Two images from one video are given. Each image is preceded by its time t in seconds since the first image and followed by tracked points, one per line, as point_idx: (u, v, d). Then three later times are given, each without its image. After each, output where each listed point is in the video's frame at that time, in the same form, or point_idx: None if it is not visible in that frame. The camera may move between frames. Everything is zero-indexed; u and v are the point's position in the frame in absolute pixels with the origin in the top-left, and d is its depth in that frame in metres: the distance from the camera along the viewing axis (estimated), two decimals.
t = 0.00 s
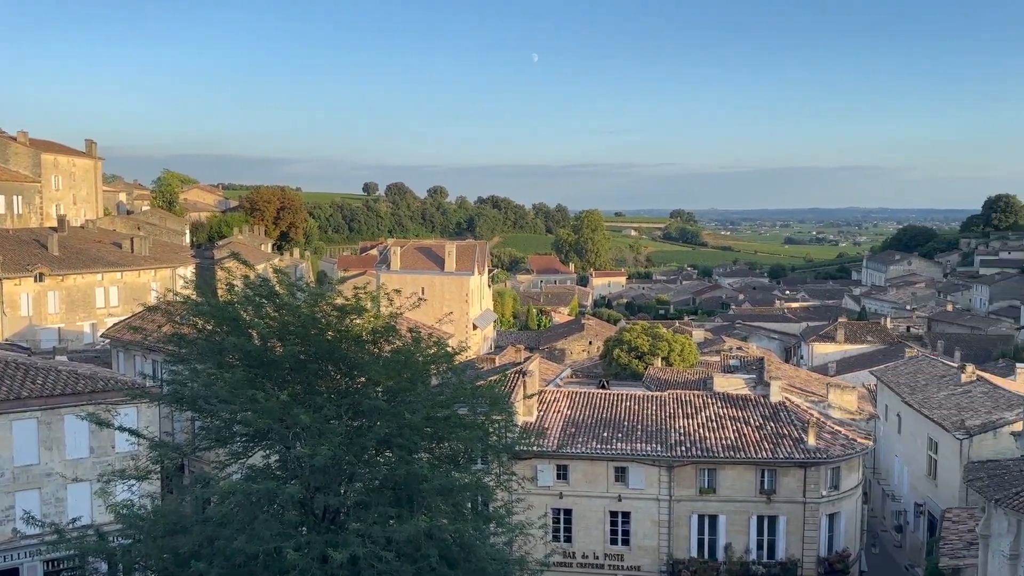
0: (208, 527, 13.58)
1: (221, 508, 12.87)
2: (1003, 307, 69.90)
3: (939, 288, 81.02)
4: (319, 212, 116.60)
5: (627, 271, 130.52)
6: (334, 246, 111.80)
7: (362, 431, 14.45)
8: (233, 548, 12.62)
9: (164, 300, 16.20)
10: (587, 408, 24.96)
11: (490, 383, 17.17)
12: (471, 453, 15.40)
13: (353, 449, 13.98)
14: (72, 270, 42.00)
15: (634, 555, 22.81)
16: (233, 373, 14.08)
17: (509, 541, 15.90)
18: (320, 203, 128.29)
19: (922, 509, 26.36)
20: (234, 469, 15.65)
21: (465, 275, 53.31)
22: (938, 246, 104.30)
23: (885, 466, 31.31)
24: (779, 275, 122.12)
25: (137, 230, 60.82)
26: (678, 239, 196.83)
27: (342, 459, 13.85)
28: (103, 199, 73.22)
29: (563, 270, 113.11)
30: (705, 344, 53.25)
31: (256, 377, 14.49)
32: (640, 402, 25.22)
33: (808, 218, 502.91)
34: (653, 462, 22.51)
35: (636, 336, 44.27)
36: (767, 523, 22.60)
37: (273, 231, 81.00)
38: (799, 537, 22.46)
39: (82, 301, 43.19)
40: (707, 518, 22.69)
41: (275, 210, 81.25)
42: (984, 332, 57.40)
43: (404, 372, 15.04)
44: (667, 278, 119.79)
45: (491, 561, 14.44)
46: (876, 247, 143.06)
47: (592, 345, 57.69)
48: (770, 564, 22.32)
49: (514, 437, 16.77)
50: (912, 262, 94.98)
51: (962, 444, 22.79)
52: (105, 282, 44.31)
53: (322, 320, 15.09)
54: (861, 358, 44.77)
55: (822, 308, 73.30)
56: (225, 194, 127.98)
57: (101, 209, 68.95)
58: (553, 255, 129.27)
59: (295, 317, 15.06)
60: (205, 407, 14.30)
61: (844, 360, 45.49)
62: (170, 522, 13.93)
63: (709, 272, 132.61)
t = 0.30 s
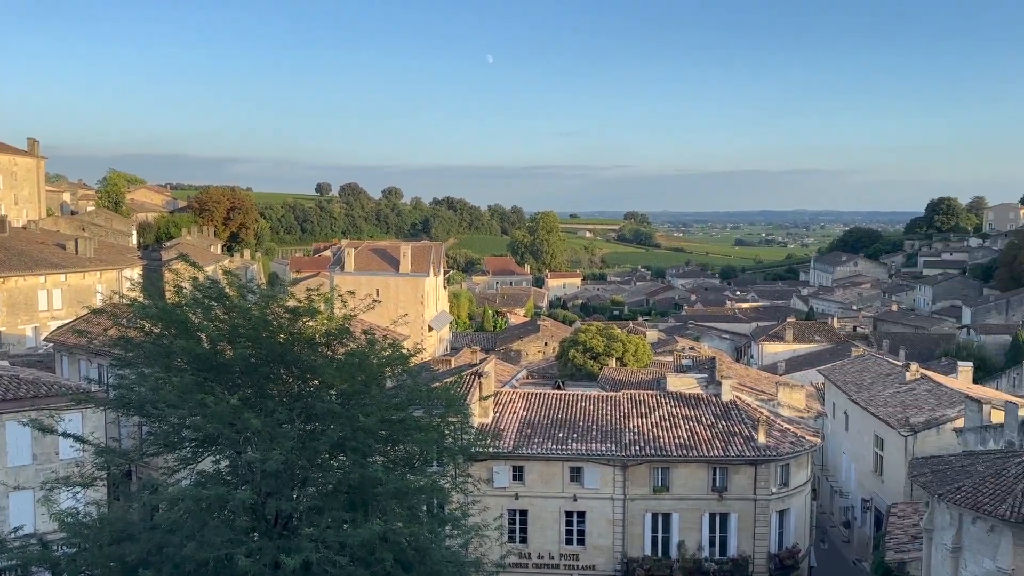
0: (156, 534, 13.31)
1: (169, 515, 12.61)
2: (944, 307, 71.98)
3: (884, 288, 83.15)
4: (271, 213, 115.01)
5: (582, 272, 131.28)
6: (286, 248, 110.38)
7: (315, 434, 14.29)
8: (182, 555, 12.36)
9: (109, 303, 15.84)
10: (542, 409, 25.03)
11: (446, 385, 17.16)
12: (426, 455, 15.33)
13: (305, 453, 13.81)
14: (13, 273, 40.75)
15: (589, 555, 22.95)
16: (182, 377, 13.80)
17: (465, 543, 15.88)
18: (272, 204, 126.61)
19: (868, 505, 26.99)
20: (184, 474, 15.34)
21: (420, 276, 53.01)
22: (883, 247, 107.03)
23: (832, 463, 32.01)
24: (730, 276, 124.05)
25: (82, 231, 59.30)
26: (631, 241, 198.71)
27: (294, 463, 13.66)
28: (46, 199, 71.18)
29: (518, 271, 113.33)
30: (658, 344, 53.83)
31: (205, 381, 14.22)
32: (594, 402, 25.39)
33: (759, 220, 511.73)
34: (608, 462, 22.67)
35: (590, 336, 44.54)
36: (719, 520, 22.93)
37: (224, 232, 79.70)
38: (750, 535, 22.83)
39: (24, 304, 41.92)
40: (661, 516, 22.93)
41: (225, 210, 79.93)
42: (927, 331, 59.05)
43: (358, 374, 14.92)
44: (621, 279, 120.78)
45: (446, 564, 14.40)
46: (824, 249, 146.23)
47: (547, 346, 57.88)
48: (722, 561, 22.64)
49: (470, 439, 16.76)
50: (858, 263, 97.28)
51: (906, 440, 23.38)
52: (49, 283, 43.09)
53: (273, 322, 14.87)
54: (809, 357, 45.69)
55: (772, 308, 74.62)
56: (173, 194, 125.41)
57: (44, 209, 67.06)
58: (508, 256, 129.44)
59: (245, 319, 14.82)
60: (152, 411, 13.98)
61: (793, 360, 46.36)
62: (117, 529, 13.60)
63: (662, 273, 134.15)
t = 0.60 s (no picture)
0: (103, 541, 13.03)
1: (115, 521, 12.32)
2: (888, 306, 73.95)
3: (831, 287, 85.09)
4: (220, 213, 113.14)
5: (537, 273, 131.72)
6: (237, 248, 108.61)
7: (266, 438, 14.10)
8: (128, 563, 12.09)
9: (52, 305, 15.41)
10: (497, 409, 25.05)
11: (400, 386, 17.07)
12: (380, 458, 15.22)
13: (256, 457, 13.62)
14: None
15: (544, 554, 23.04)
16: (128, 381, 13.50)
17: (420, 545, 15.80)
18: (222, 204, 124.61)
19: (817, 499, 27.57)
20: (131, 480, 15.00)
21: (374, 277, 52.62)
22: (829, 247, 109.53)
23: (782, 459, 32.64)
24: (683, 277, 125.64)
25: (24, 231, 57.61)
26: (586, 241, 200.07)
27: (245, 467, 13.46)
28: None
29: (473, 271, 113.23)
30: (612, 344, 54.28)
31: (152, 385, 13.94)
32: (550, 402, 25.49)
33: (711, 221, 519.79)
34: (563, 461, 22.77)
35: (546, 336, 44.69)
36: (672, 517, 23.22)
37: (171, 233, 78.12)
38: (702, 531, 23.17)
39: None
40: (614, 514, 23.13)
41: (172, 210, 78.34)
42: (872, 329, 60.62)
43: (311, 377, 14.76)
44: (575, 279, 121.52)
45: (401, 566, 14.32)
46: (773, 249, 149.06)
47: (503, 347, 57.91)
48: (674, 558, 22.93)
49: (425, 441, 16.71)
50: (806, 263, 99.37)
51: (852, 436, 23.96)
52: None
53: (223, 324, 14.63)
54: (759, 355, 46.56)
55: (723, 307, 75.79)
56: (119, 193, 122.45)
57: None
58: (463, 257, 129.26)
59: (193, 321, 14.54)
60: (97, 416, 13.64)
61: (743, 358, 47.14)
62: (61, 537, 13.24)
63: (616, 274, 135.30)
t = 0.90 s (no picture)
0: (46, 550, 12.69)
1: (59, 529, 12.00)
2: (835, 304, 75.61)
3: (780, 286, 86.72)
4: (167, 213, 110.77)
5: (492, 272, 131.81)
6: (185, 248, 106.47)
7: (216, 441, 13.89)
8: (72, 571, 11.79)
9: None
10: (452, 409, 25.00)
11: (354, 388, 16.97)
12: (333, 460, 15.08)
13: (206, 461, 13.40)
14: None
15: (500, 553, 23.07)
16: (72, 385, 13.15)
17: (374, 547, 15.70)
18: (171, 203, 122.18)
19: (766, 494, 28.07)
20: (75, 487, 14.61)
21: (327, 277, 52.04)
22: (778, 247, 111.64)
23: (732, 455, 33.17)
24: (636, 276, 126.85)
25: None
26: (540, 241, 200.69)
27: (194, 471, 13.22)
28: None
29: (428, 271, 112.78)
30: (566, 343, 54.55)
31: (97, 389, 13.60)
32: (504, 402, 25.54)
33: (662, 221, 525.24)
34: (518, 460, 22.84)
35: (501, 336, 44.74)
36: (625, 514, 23.45)
37: (116, 233, 76.30)
38: (655, 527, 23.44)
39: None
40: (569, 512, 23.27)
41: (118, 210, 76.49)
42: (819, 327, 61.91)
43: (262, 379, 14.59)
44: (530, 279, 121.76)
45: (354, 569, 14.21)
46: (725, 248, 151.31)
47: (458, 347, 57.80)
48: (628, 554, 23.15)
49: (379, 442, 16.63)
50: (756, 262, 101.16)
51: (800, 432, 24.47)
52: None
53: (170, 326, 14.35)
54: (710, 353, 47.23)
55: (675, 307, 76.63)
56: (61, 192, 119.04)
57: None
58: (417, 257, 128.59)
59: (139, 323, 14.23)
60: (40, 421, 13.26)
61: (695, 356, 47.74)
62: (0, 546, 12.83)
63: (571, 273, 135.99)
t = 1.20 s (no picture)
0: None
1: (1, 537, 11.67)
2: (785, 302, 77.04)
3: (732, 284, 88.08)
4: (113, 212, 108.19)
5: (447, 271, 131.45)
6: (132, 248, 104.11)
7: (165, 445, 13.62)
8: None
9: None
10: (408, 409, 24.90)
11: (307, 389, 16.82)
12: (286, 463, 14.92)
13: (155, 465, 13.14)
14: None
15: (456, 553, 23.03)
16: (14, 389, 12.78)
17: (328, 550, 15.56)
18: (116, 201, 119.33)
19: (719, 489, 28.50)
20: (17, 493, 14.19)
21: (279, 277, 51.39)
22: (730, 246, 113.35)
23: (685, 452, 33.63)
24: (591, 274, 127.66)
25: None
26: (496, 240, 200.68)
27: (142, 476, 12.96)
28: None
29: (383, 271, 111.99)
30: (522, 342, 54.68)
31: (41, 392, 13.23)
32: (460, 401, 25.52)
33: (617, 220, 529.18)
34: (474, 460, 22.83)
35: (457, 335, 44.66)
36: (581, 511, 23.61)
37: (59, 232, 74.28)
38: (610, 523, 23.65)
39: None
40: (525, 511, 23.35)
41: (61, 208, 74.44)
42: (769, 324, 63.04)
43: (212, 381, 14.37)
44: (486, 278, 121.80)
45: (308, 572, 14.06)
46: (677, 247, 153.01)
47: (413, 346, 57.52)
48: (584, 551, 23.31)
49: (333, 444, 16.51)
50: (708, 261, 102.66)
51: (751, 427, 24.91)
52: None
53: (117, 328, 14.04)
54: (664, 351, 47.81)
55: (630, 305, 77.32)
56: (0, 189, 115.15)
57: None
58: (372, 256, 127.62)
59: (84, 324, 13.88)
60: None
61: (649, 354, 48.23)
62: None
63: (526, 272, 136.29)
